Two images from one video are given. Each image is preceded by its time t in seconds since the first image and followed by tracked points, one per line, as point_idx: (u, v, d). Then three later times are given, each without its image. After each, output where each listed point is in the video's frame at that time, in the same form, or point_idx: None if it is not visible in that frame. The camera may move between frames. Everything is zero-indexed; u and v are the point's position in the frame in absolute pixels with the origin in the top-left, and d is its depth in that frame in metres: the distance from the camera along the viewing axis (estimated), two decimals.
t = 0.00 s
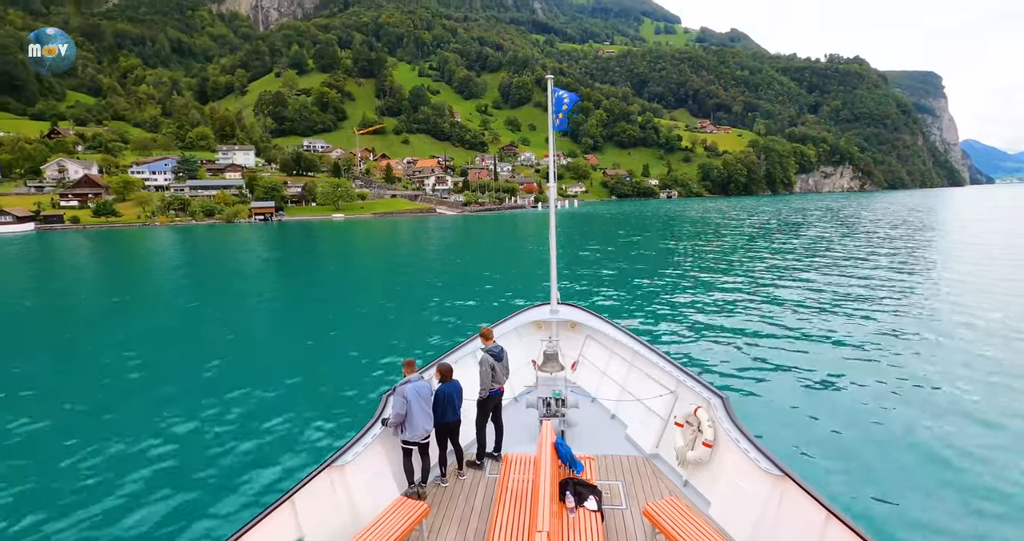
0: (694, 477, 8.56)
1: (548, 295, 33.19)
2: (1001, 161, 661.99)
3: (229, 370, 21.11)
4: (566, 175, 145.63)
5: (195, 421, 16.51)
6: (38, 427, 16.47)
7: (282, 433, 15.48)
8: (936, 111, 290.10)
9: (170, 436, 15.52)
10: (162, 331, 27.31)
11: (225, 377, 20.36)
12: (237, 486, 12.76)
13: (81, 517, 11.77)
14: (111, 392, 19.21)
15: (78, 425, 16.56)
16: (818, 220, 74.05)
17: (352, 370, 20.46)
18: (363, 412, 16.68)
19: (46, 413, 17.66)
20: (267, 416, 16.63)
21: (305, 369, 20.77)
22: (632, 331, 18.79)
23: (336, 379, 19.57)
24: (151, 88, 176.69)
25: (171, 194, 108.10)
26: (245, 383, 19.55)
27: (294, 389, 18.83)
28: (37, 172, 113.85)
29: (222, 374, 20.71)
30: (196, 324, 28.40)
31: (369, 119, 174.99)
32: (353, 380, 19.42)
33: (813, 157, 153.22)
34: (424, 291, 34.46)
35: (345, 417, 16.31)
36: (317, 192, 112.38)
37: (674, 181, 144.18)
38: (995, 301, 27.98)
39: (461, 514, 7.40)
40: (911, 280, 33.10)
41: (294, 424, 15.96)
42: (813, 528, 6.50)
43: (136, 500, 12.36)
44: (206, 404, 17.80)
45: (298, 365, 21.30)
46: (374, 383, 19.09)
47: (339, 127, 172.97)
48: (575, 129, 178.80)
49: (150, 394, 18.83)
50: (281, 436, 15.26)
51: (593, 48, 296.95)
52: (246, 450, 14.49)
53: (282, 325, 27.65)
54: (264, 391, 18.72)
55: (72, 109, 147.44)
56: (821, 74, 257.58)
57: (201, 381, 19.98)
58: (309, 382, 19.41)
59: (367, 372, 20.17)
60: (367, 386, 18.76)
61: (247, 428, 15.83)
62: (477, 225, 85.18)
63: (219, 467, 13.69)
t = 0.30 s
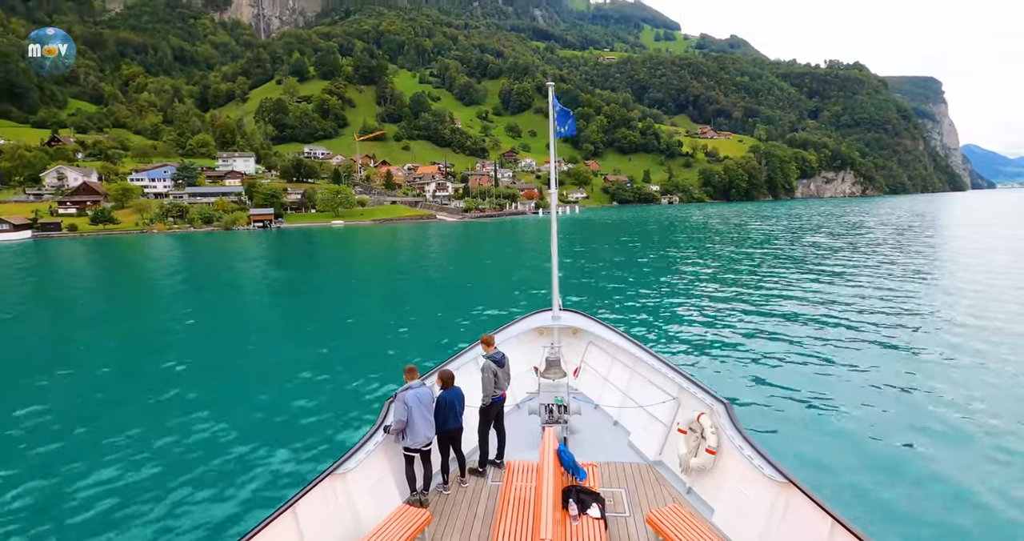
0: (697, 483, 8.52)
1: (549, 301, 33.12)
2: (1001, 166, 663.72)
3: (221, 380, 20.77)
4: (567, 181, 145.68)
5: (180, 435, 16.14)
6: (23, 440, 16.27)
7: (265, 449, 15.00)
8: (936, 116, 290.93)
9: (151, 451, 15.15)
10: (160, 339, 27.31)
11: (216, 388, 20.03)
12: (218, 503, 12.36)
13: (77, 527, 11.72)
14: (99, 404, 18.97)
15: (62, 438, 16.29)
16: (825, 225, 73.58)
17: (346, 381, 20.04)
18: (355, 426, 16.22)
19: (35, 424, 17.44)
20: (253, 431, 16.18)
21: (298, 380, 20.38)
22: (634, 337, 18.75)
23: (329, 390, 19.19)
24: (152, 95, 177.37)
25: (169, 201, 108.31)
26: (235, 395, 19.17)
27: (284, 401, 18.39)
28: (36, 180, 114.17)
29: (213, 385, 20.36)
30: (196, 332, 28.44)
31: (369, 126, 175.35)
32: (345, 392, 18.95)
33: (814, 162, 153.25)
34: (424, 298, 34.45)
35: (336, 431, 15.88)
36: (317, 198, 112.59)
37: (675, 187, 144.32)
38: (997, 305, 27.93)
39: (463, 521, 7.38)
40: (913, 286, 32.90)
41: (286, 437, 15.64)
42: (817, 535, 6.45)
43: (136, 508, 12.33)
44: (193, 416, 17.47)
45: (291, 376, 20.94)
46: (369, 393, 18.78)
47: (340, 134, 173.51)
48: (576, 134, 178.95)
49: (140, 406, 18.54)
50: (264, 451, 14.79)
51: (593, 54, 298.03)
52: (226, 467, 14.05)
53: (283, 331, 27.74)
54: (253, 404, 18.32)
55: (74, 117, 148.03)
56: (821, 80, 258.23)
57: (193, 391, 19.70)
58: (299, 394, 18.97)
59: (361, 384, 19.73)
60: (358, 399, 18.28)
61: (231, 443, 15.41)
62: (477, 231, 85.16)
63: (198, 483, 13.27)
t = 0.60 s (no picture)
0: (701, 490, 8.47)
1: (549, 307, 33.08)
2: (1002, 171, 664.34)
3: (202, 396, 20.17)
4: (568, 187, 145.80)
5: (150, 454, 15.48)
6: (14, 451, 16.13)
7: (258, 460, 14.79)
8: (936, 122, 291.73)
9: (117, 472, 14.49)
10: (159, 348, 27.23)
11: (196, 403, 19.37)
12: (200, 520, 12.02)
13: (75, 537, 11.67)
14: (74, 420, 18.40)
15: (46, 452, 16.01)
16: (828, 231, 73.37)
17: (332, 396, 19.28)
18: (336, 444, 15.50)
19: (21, 437, 17.21)
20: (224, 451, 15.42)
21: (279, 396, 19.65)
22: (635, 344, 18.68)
23: (327, 400, 18.96)
24: (154, 103, 178.16)
25: (167, 209, 108.48)
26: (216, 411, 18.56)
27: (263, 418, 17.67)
28: (34, 188, 114.34)
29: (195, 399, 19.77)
30: (196, 340, 28.42)
31: (370, 133, 175.97)
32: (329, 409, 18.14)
33: (815, 167, 153.38)
34: (425, 305, 34.36)
35: (316, 450, 15.16)
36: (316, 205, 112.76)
37: (676, 192, 144.40)
38: (1000, 310, 27.81)
39: (466, 529, 7.32)
40: (917, 292, 32.52)
41: (285, 445, 15.57)
42: None
43: (134, 518, 12.25)
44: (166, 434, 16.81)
45: (276, 389, 20.35)
46: (357, 408, 18.13)
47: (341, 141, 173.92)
48: (577, 140, 179.18)
49: (120, 421, 18.07)
50: (234, 473, 14.07)
51: (593, 61, 299.33)
52: (191, 489, 13.36)
53: (283, 339, 27.67)
54: (231, 420, 17.66)
55: (75, 125, 148.65)
56: (821, 85, 259.05)
57: (178, 405, 19.22)
58: (280, 411, 18.21)
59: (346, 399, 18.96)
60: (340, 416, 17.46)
61: (223, 455, 15.19)
62: (477, 238, 85.17)
63: (177, 501, 12.89)
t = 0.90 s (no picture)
0: (704, 497, 8.40)
1: (549, 314, 33.07)
2: (1003, 175, 664.74)
3: (182, 412, 19.31)
4: (569, 193, 145.71)
5: (119, 475, 14.72)
6: (14, 459, 16.13)
7: (258, 466, 14.77)
8: (936, 127, 292.15)
9: (79, 497, 13.67)
10: (158, 356, 27.18)
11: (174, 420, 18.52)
12: (198, 527, 11.99)
13: None
14: (47, 437, 17.68)
15: (45, 459, 16.01)
16: (832, 236, 72.95)
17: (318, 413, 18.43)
18: (324, 459, 15.01)
19: (20, 445, 17.21)
20: (193, 475, 14.51)
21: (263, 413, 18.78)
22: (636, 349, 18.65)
23: (329, 407, 18.92)
24: (155, 111, 178.79)
25: (166, 216, 108.51)
26: (195, 428, 17.74)
27: (242, 437, 16.79)
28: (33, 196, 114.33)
29: (175, 416, 18.98)
30: (195, 348, 28.37)
31: (370, 139, 176.31)
32: (313, 426, 17.31)
33: (817, 172, 153.34)
34: (426, 312, 34.30)
35: (296, 473, 14.32)
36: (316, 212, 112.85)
37: (677, 197, 144.26)
38: (1003, 315, 27.66)
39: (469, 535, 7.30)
40: (919, 297, 32.17)
41: (285, 452, 15.51)
42: None
43: (133, 526, 12.22)
44: (137, 455, 15.95)
45: (261, 405, 19.53)
46: (345, 425, 17.34)
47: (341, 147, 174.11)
48: (577, 146, 179.28)
49: (95, 438, 17.36)
50: (223, 487, 13.72)
51: (593, 67, 300.36)
52: (177, 504, 13.02)
53: (282, 347, 27.59)
54: (209, 439, 16.86)
55: (75, 133, 149.01)
56: (821, 90, 259.66)
57: (163, 420, 18.65)
58: (261, 429, 17.37)
59: (333, 415, 18.17)
60: (323, 436, 16.56)
61: (223, 463, 15.14)
62: (478, 244, 85.15)
63: (176, 508, 12.88)
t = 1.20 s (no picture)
0: (706, 503, 8.35)
1: (546, 319, 32.97)
2: (1004, 179, 665.60)
3: (163, 428, 18.53)
4: (570, 199, 145.88)
5: (119, 483, 14.73)
6: (13, 467, 16.13)
7: (259, 474, 14.74)
8: (936, 130, 292.73)
9: (80, 505, 13.68)
10: (157, 363, 27.20)
11: (153, 438, 17.74)
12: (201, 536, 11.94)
13: None
14: (40, 448, 17.46)
15: (45, 466, 16.06)
16: (837, 240, 72.57)
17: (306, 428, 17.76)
18: (326, 466, 14.98)
19: (20, 452, 17.24)
20: (167, 500, 13.66)
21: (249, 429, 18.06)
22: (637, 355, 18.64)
23: (330, 414, 18.85)
24: (156, 118, 179.40)
25: (164, 223, 108.77)
26: (176, 446, 16.99)
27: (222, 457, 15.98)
28: (32, 203, 114.55)
29: (155, 433, 18.21)
30: (194, 355, 28.39)
31: (371, 145, 176.98)
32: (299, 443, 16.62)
33: (818, 177, 153.37)
34: (426, 318, 34.25)
35: (281, 493, 13.65)
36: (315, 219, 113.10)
37: (678, 202, 144.53)
38: (1006, 318, 27.56)
39: None
40: (920, 303, 31.69)
41: (286, 461, 15.48)
42: None
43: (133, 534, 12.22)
44: (106, 478, 15.05)
45: (247, 421, 18.84)
46: (334, 440, 16.70)
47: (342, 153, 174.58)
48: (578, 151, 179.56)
49: (74, 456, 16.74)
50: (224, 495, 13.70)
51: (593, 73, 301.24)
52: (177, 512, 13.02)
53: (282, 354, 27.58)
54: (190, 457, 16.17)
55: (76, 141, 149.63)
56: (821, 95, 260.43)
57: (162, 427, 18.64)
58: (246, 447, 16.64)
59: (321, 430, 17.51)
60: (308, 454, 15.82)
61: (222, 472, 15.04)
62: (479, 250, 85.11)
63: (176, 516, 12.87)
